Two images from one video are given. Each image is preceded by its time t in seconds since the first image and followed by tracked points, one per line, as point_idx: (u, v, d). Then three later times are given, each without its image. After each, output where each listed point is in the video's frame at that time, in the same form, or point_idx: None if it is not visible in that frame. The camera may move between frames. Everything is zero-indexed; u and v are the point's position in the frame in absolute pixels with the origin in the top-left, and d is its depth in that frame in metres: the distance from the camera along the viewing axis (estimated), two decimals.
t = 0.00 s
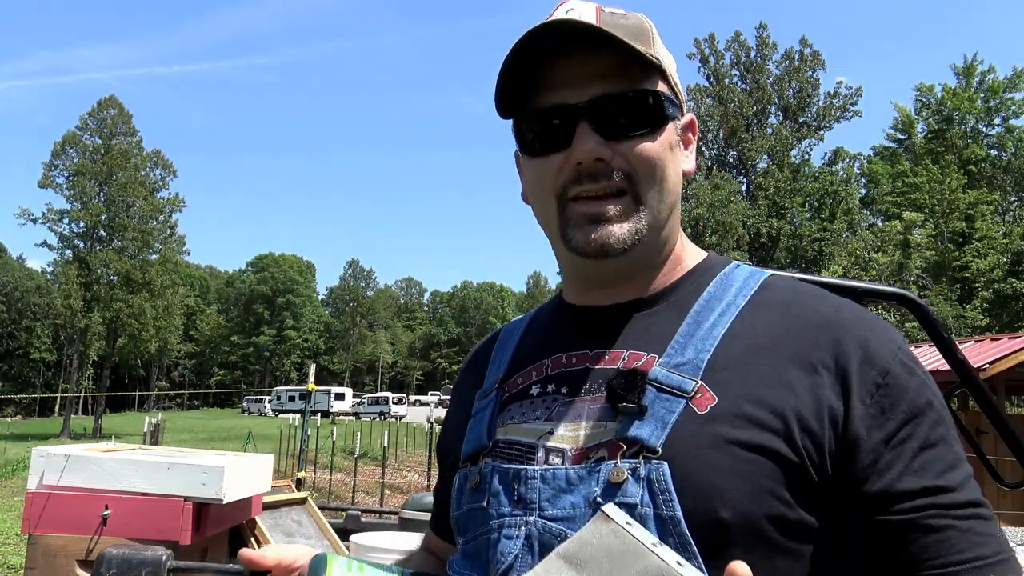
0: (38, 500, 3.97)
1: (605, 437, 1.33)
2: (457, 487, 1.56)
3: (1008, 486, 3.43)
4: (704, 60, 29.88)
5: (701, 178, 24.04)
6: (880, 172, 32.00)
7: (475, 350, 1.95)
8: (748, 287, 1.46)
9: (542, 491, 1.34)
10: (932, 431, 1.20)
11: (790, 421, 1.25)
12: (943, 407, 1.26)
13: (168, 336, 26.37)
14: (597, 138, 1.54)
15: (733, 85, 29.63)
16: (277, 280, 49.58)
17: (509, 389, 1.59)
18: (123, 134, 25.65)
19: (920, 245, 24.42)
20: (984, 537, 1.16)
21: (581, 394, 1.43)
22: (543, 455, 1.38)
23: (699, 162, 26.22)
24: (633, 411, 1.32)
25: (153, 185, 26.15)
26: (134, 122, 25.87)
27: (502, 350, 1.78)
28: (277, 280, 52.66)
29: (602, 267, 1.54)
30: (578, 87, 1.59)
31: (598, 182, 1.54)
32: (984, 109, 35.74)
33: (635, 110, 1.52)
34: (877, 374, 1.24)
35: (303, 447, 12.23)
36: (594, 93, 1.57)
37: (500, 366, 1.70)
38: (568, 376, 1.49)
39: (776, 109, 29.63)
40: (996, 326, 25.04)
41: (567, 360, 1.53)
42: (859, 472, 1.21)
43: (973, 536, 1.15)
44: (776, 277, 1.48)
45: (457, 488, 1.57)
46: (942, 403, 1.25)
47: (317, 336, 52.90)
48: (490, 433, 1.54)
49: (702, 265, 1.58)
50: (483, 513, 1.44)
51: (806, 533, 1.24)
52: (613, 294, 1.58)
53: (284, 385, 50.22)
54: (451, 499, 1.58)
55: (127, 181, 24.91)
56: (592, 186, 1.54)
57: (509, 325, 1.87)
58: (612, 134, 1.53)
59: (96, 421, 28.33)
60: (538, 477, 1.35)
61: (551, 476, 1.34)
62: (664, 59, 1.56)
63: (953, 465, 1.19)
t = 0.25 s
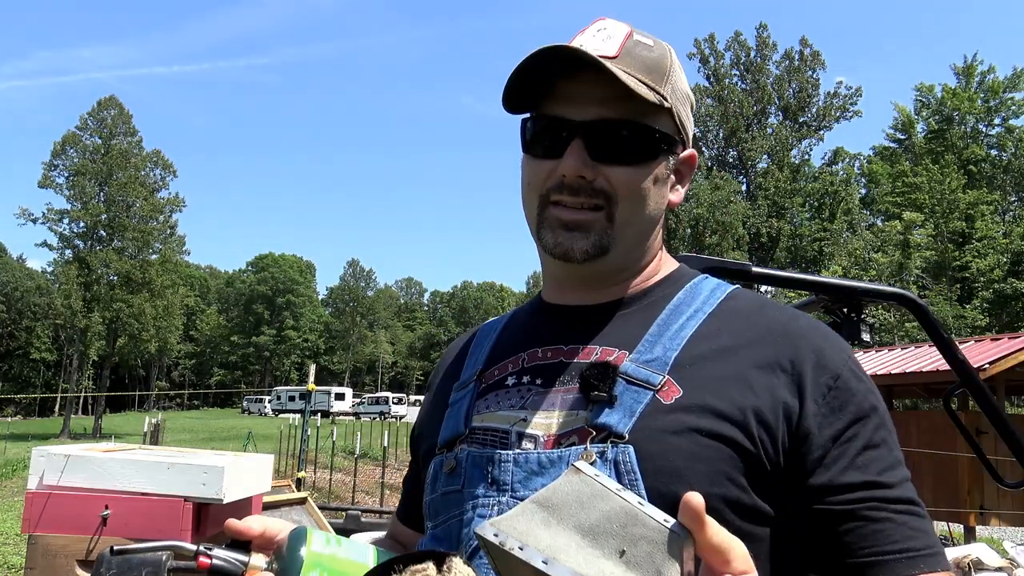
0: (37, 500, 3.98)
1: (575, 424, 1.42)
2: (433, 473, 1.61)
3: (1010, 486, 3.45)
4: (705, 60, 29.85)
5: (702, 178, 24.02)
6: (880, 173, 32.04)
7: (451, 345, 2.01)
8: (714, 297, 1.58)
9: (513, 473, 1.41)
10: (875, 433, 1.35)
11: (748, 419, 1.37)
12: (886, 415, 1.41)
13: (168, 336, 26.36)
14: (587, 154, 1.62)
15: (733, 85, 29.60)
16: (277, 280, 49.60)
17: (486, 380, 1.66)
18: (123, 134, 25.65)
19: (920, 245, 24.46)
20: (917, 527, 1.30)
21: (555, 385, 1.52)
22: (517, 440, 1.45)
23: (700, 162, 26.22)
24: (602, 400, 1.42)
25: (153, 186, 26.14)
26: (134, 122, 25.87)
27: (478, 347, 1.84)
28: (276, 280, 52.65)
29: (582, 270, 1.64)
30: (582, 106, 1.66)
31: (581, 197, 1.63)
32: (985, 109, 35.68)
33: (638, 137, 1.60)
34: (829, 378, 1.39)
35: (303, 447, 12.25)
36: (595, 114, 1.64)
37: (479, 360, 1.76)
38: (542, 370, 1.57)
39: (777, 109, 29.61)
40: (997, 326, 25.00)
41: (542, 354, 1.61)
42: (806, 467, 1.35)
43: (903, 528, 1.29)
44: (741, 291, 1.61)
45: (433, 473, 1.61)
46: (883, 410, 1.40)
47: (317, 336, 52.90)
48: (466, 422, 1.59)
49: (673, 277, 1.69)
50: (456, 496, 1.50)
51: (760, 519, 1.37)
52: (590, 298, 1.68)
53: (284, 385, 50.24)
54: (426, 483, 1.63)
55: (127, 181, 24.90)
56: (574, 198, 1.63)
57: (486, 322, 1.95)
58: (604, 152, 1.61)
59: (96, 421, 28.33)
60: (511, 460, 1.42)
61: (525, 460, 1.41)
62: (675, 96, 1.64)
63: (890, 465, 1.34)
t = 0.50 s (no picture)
0: (37, 501, 3.98)
1: (561, 424, 1.43)
2: (423, 471, 1.60)
3: (1009, 487, 3.45)
4: (705, 60, 29.81)
5: (702, 178, 24.00)
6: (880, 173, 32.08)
7: (441, 347, 2.00)
8: (697, 304, 1.58)
9: (502, 470, 1.42)
10: (849, 436, 1.35)
11: (727, 421, 1.38)
12: (859, 418, 1.42)
13: (168, 336, 26.37)
14: (577, 165, 1.63)
15: (733, 84, 29.57)
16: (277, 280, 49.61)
17: (476, 380, 1.66)
18: (123, 134, 25.66)
19: (920, 245, 24.47)
20: (889, 527, 1.31)
21: (544, 386, 1.52)
22: (506, 439, 1.46)
23: (699, 162, 26.22)
24: (588, 400, 1.42)
25: (153, 185, 26.16)
26: (134, 122, 25.88)
27: (468, 348, 1.84)
28: (276, 281, 52.66)
29: (572, 276, 1.66)
30: (573, 117, 1.67)
31: (571, 206, 1.64)
32: (985, 109, 35.68)
33: (627, 149, 1.61)
34: (805, 383, 1.40)
35: (303, 446, 12.25)
36: (586, 125, 1.65)
37: (469, 361, 1.76)
38: (531, 371, 1.58)
39: (777, 109, 29.61)
40: (997, 326, 25.00)
41: (531, 356, 1.62)
42: (780, 466, 1.36)
43: (875, 528, 1.29)
44: (723, 299, 1.62)
45: (422, 470, 1.61)
46: (858, 414, 1.41)
47: (317, 336, 52.89)
48: (455, 421, 1.60)
49: (658, 285, 1.70)
50: (445, 493, 1.51)
51: (737, 517, 1.37)
52: (578, 304, 1.69)
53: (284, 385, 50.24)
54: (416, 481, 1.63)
55: (127, 181, 24.90)
56: (563, 210, 1.65)
57: (475, 326, 1.95)
58: (594, 165, 1.62)
59: (96, 421, 28.33)
60: (500, 459, 1.42)
61: (513, 458, 1.41)
62: (662, 107, 1.65)
63: (864, 466, 1.34)
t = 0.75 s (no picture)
0: (37, 501, 3.98)
1: (561, 425, 1.43)
2: (423, 471, 1.60)
3: (1009, 487, 3.45)
4: (705, 60, 29.79)
5: (702, 178, 23.98)
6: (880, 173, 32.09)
7: (440, 348, 2.00)
8: (694, 312, 1.58)
9: (503, 469, 1.41)
10: (841, 442, 1.36)
11: (723, 425, 1.38)
12: (851, 424, 1.43)
13: (168, 336, 26.37)
14: (534, 174, 1.64)
15: (733, 84, 29.54)
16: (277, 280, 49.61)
17: (477, 382, 1.66)
18: (123, 134, 25.66)
19: (920, 245, 24.47)
20: (878, 532, 1.32)
21: (544, 389, 1.52)
22: (504, 440, 1.46)
23: (700, 162, 26.22)
24: (588, 402, 1.42)
25: (152, 185, 26.16)
26: (134, 122, 25.89)
27: (469, 350, 1.84)
28: (277, 281, 52.67)
29: (553, 283, 1.67)
30: (525, 130, 1.69)
31: (534, 217, 1.66)
32: (985, 109, 35.65)
33: (576, 158, 1.61)
34: (799, 389, 1.40)
35: (303, 446, 12.25)
36: (537, 136, 1.67)
37: (470, 362, 1.76)
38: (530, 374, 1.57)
39: (777, 109, 29.65)
40: (997, 326, 24.98)
41: (530, 359, 1.62)
42: (774, 471, 1.36)
43: (865, 533, 1.31)
44: (719, 306, 1.61)
45: (423, 471, 1.61)
46: (849, 421, 1.41)
47: (317, 336, 52.89)
48: (456, 422, 1.59)
49: (651, 292, 1.69)
50: (444, 493, 1.50)
51: (734, 517, 1.37)
52: (572, 308, 1.69)
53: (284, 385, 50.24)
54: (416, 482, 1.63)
55: (127, 181, 24.88)
56: (528, 219, 1.66)
57: (475, 328, 1.94)
58: (546, 174, 1.63)
59: (96, 421, 28.32)
60: (501, 457, 1.42)
61: (514, 458, 1.41)
62: (614, 109, 1.63)
63: (856, 472, 1.35)
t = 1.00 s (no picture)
0: (37, 501, 3.98)
1: (559, 423, 1.43)
2: (425, 469, 1.59)
3: (1010, 488, 3.44)
4: (705, 60, 29.74)
5: (702, 178, 23.95)
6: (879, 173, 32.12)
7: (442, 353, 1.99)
8: (690, 314, 1.58)
9: (501, 469, 1.41)
10: (836, 441, 1.36)
11: (719, 424, 1.37)
12: (846, 426, 1.42)
13: (168, 336, 26.37)
14: (516, 183, 1.67)
15: (733, 84, 29.53)
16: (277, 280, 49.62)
17: (477, 384, 1.66)
18: (123, 134, 25.66)
19: (920, 245, 24.48)
20: (874, 531, 1.32)
21: (542, 388, 1.52)
22: (504, 439, 1.46)
23: (700, 162, 26.22)
24: (586, 402, 1.42)
25: (152, 186, 26.18)
26: (134, 123, 25.89)
27: (469, 355, 1.84)
28: (276, 281, 52.66)
29: (549, 285, 1.67)
30: (507, 141, 1.71)
31: (523, 222, 1.68)
32: (985, 109, 35.63)
33: (554, 164, 1.62)
34: (794, 390, 1.40)
35: (303, 446, 12.25)
36: (522, 143, 1.68)
37: (472, 364, 1.76)
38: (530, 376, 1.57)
39: (777, 109, 29.62)
40: (997, 326, 24.96)
41: (529, 362, 1.62)
42: (767, 470, 1.36)
43: (860, 533, 1.30)
44: (716, 309, 1.61)
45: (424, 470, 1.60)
46: (844, 420, 1.41)
47: (317, 336, 52.88)
48: (456, 421, 1.60)
49: (646, 296, 1.69)
50: (442, 490, 1.50)
51: (730, 516, 1.37)
52: (569, 310, 1.70)
53: (284, 385, 50.24)
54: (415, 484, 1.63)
55: (127, 181, 24.86)
56: (520, 225, 1.68)
57: (476, 334, 1.94)
58: (536, 180, 1.64)
59: (96, 421, 28.31)
60: (500, 456, 1.42)
61: (512, 456, 1.41)
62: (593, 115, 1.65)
63: (852, 472, 1.35)
